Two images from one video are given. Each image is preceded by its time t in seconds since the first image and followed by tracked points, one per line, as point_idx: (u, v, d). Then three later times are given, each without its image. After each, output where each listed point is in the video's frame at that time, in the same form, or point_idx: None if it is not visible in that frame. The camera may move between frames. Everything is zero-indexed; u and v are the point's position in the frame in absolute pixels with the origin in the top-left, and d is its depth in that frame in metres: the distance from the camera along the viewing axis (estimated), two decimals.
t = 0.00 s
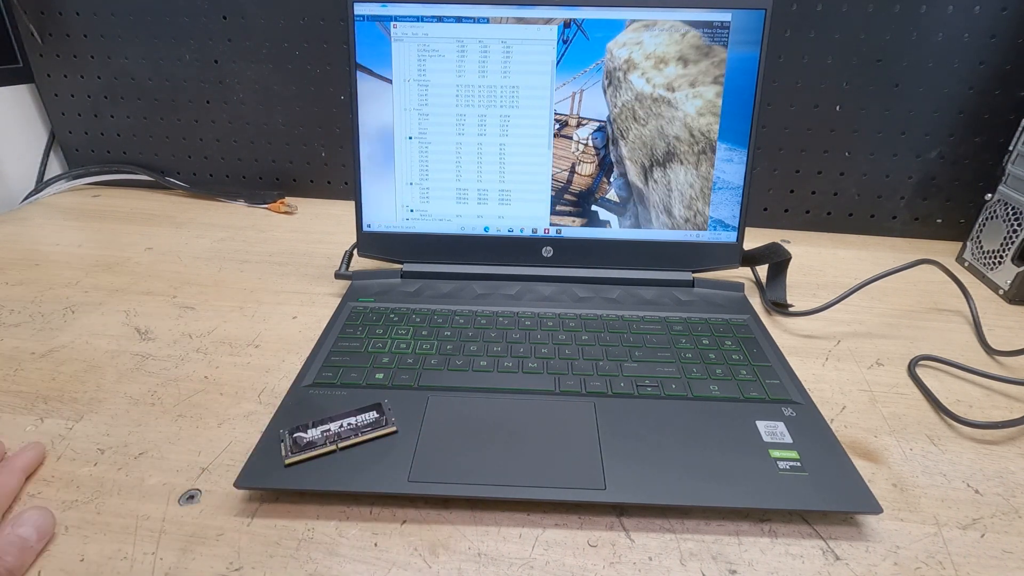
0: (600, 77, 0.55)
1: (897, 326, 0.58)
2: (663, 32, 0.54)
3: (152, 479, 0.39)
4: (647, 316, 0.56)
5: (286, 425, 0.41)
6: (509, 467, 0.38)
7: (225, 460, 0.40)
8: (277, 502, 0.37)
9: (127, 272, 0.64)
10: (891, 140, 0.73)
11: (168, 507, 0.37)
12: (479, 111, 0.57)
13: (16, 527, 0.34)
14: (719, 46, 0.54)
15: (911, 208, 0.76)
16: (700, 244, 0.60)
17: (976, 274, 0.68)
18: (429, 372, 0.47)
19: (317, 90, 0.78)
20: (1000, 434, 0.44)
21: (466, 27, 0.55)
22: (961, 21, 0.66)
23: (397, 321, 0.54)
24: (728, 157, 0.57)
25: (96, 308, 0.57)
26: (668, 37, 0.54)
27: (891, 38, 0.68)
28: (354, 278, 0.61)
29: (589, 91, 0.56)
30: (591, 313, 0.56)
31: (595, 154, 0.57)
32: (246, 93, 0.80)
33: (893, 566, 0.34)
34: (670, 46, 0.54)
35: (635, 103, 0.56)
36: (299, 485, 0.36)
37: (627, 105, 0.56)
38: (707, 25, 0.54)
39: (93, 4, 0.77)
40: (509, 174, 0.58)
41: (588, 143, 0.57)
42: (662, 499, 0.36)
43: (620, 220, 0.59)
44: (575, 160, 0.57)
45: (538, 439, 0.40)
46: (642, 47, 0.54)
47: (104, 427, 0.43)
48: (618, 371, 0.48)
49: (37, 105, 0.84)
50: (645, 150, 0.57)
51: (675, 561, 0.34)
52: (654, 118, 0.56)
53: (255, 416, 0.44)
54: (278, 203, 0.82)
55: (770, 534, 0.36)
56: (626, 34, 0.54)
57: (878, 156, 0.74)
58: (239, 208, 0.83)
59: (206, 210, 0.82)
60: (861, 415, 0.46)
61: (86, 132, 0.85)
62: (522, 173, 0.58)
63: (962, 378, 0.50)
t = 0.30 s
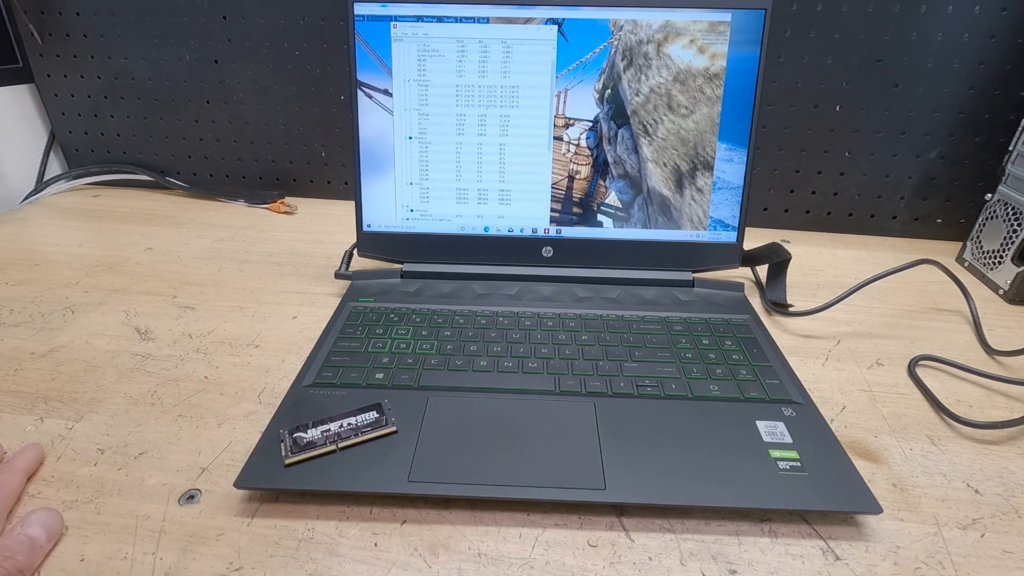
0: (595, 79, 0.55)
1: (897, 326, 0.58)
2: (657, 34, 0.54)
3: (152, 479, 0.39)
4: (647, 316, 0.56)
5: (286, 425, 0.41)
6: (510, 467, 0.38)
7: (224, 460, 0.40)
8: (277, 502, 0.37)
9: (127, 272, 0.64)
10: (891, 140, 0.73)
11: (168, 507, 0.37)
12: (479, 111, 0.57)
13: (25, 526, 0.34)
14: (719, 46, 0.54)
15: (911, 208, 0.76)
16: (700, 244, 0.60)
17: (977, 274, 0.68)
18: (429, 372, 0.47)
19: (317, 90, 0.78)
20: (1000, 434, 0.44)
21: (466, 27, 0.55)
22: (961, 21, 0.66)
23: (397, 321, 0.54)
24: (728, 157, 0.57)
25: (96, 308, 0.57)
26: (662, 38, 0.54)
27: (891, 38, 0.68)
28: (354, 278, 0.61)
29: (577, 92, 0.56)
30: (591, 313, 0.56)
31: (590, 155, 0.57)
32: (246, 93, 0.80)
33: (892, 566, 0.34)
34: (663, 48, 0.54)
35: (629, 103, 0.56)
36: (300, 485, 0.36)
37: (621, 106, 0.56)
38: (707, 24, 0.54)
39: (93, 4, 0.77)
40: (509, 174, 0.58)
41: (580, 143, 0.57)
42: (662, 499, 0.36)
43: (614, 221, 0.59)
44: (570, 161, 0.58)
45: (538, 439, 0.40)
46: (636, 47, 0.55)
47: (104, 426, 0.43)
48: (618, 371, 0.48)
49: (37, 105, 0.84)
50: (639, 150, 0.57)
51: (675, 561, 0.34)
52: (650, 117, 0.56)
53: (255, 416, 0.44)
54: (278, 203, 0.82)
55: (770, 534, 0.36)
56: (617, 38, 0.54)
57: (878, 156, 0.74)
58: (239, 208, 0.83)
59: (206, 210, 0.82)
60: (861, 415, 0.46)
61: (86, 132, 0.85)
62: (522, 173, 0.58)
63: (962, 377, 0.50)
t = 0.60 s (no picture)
0: (591, 78, 0.55)
1: (897, 326, 0.58)
2: (645, 35, 0.54)
3: (152, 479, 0.39)
4: (647, 316, 0.56)
5: (285, 426, 0.41)
6: (510, 467, 0.38)
7: (225, 460, 0.40)
8: (277, 502, 0.37)
9: (127, 272, 0.64)
10: (891, 140, 0.73)
11: (168, 507, 0.37)
12: (479, 111, 0.57)
13: (24, 526, 0.34)
14: (719, 46, 0.54)
15: (911, 208, 0.76)
16: (700, 244, 0.60)
17: (977, 274, 0.68)
18: (429, 372, 0.47)
19: (317, 90, 0.78)
20: (1001, 434, 0.44)
21: (466, 27, 0.55)
22: (961, 21, 0.66)
23: (397, 321, 0.54)
24: (728, 157, 0.57)
25: (95, 308, 0.57)
26: (651, 40, 0.54)
27: (891, 38, 0.68)
28: (354, 278, 0.61)
29: (569, 93, 0.56)
30: (591, 313, 0.56)
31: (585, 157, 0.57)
32: (246, 93, 0.80)
33: (893, 566, 0.34)
34: (650, 49, 0.54)
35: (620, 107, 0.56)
36: (300, 486, 0.36)
37: (613, 110, 0.56)
38: (707, 24, 0.54)
39: (94, 4, 0.77)
40: (509, 174, 0.58)
41: (572, 145, 0.57)
42: (662, 499, 0.36)
43: (613, 221, 0.59)
44: (564, 164, 0.58)
45: (538, 439, 0.40)
46: (621, 50, 0.54)
47: (104, 426, 0.43)
48: (618, 371, 0.48)
49: (37, 105, 0.84)
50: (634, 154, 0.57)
51: (675, 561, 0.34)
52: (649, 117, 0.56)
53: (255, 416, 0.44)
54: (278, 203, 0.82)
55: (770, 534, 0.36)
56: (602, 42, 0.54)
57: (878, 156, 0.74)
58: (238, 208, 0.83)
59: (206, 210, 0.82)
60: (861, 415, 0.46)
61: (86, 132, 0.85)
62: (522, 173, 0.58)
63: (962, 378, 0.50)
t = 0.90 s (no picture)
0: (590, 78, 0.55)
1: (896, 326, 0.58)
2: (644, 35, 0.54)
3: (152, 479, 0.39)
4: (647, 316, 0.56)
5: (286, 425, 0.41)
6: (509, 467, 0.38)
7: (225, 460, 0.40)
8: (277, 502, 0.37)
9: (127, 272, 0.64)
10: (891, 140, 0.73)
11: (168, 508, 0.37)
12: (479, 111, 0.57)
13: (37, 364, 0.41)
14: (719, 46, 0.54)
15: (911, 208, 0.76)
16: (700, 244, 0.60)
17: (976, 274, 0.68)
18: (429, 372, 0.47)
19: (317, 90, 0.78)
20: (1000, 434, 0.44)
21: (466, 27, 0.55)
22: (961, 21, 0.66)
23: (397, 321, 0.54)
24: (728, 157, 0.57)
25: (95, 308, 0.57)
26: (650, 40, 0.54)
27: (891, 38, 0.68)
28: (354, 278, 0.61)
29: (568, 93, 0.56)
30: (591, 313, 0.56)
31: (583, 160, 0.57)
32: (246, 93, 0.80)
33: (893, 566, 0.34)
34: (638, 50, 0.54)
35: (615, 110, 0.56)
36: (300, 485, 0.36)
37: (608, 113, 0.56)
38: (707, 24, 0.54)
39: (94, 4, 0.77)
40: (509, 174, 0.58)
41: (567, 148, 0.57)
42: (662, 499, 0.36)
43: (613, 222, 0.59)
44: (563, 167, 0.58)
45: (538, 439, 0.40)
46: (613, 53, 0.55)
47: (104, 426, 0.43)
48: (618, 371, 0.48)
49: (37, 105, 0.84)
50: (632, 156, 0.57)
51: (675, 561, 0.34)
52: (648, 118, 0.56)
53: (255, 416, 0.44)
54: (278, 203, 0.82)
55: (770, 534, 0.36)
56: (602, 41, 0.54)
57: (878, 156, 0.74)
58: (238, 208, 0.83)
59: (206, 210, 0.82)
60: (861, 415, 0.46)
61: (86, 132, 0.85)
62: (522, 173, 0.58)
63: (962, 378, 0.50)
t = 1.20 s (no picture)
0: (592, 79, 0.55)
1: (896, 326, 0.58)
2: (643, 35, 0.54)
3: (152, 479, 0.39)
4: (647, 316, 0.56)
5: (286, 425, 0.41)
6: (509, 467, 0.38)
7: (225, 460, 0.40)
8: (277, 502, 0.37)
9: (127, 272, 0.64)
10: (891, 140, 0.73)
11: (168, 507, 0.37)
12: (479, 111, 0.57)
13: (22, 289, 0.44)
14: (719, 46, 0.54)
15: (911, 208, 0.76)
16: (699, 244, 0.60)
17: (976, 274, 0.68)
18: (429, 372, 0.47)
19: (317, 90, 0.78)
20: (1000, 434, 0.44)
21: (466, 27, 0.55)
22: (960, 21, 0.66)
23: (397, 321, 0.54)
24: (728, 157, 0.57)
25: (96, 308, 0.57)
26: (649, 40, 0.54)
27: (891, 37, 0.68)
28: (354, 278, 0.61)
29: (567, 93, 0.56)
30: (591, 313, 0.56)
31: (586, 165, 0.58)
32: (246, 93, 0.80)
33: (892, 566, 0.34)
34: (637, 51, 0.55)
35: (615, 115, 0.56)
36: (300, 485, 0.36)
37: (607, 116, 0.56)
38: (707, 24, 0.53)
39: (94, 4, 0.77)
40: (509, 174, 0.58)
41: (567, 151, 0.57)
42: (662, 499, 0.36)
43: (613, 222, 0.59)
44: (563, 176, 0.58)
45: (538, 439, 0.40)
46: (612, 56, 0.55)
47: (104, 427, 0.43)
48: (618, 371, 0.48)
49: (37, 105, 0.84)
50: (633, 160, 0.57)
51: (675, 561, 0.34)
52: (647, 119, 0.56)
53: (255, 416, 0.44)
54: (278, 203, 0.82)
55: (770, 534, 0.36)
56: (601, 42, 0.55)
57: (878, 156, 0.74)
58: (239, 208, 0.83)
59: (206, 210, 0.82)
60: (861, 415, 0.46)
61: (86, 132, 0.85)
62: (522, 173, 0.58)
63: (962, 378, 0.50)
